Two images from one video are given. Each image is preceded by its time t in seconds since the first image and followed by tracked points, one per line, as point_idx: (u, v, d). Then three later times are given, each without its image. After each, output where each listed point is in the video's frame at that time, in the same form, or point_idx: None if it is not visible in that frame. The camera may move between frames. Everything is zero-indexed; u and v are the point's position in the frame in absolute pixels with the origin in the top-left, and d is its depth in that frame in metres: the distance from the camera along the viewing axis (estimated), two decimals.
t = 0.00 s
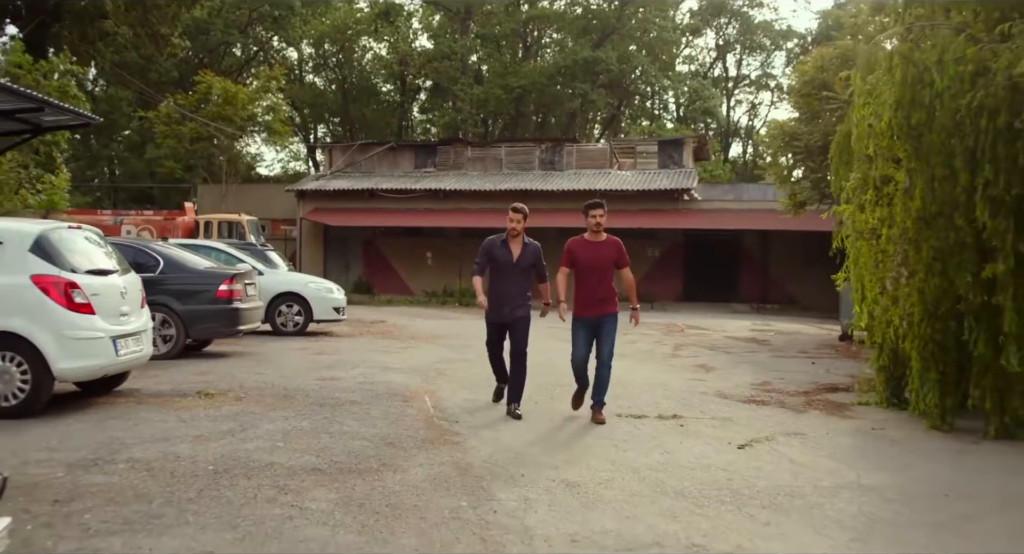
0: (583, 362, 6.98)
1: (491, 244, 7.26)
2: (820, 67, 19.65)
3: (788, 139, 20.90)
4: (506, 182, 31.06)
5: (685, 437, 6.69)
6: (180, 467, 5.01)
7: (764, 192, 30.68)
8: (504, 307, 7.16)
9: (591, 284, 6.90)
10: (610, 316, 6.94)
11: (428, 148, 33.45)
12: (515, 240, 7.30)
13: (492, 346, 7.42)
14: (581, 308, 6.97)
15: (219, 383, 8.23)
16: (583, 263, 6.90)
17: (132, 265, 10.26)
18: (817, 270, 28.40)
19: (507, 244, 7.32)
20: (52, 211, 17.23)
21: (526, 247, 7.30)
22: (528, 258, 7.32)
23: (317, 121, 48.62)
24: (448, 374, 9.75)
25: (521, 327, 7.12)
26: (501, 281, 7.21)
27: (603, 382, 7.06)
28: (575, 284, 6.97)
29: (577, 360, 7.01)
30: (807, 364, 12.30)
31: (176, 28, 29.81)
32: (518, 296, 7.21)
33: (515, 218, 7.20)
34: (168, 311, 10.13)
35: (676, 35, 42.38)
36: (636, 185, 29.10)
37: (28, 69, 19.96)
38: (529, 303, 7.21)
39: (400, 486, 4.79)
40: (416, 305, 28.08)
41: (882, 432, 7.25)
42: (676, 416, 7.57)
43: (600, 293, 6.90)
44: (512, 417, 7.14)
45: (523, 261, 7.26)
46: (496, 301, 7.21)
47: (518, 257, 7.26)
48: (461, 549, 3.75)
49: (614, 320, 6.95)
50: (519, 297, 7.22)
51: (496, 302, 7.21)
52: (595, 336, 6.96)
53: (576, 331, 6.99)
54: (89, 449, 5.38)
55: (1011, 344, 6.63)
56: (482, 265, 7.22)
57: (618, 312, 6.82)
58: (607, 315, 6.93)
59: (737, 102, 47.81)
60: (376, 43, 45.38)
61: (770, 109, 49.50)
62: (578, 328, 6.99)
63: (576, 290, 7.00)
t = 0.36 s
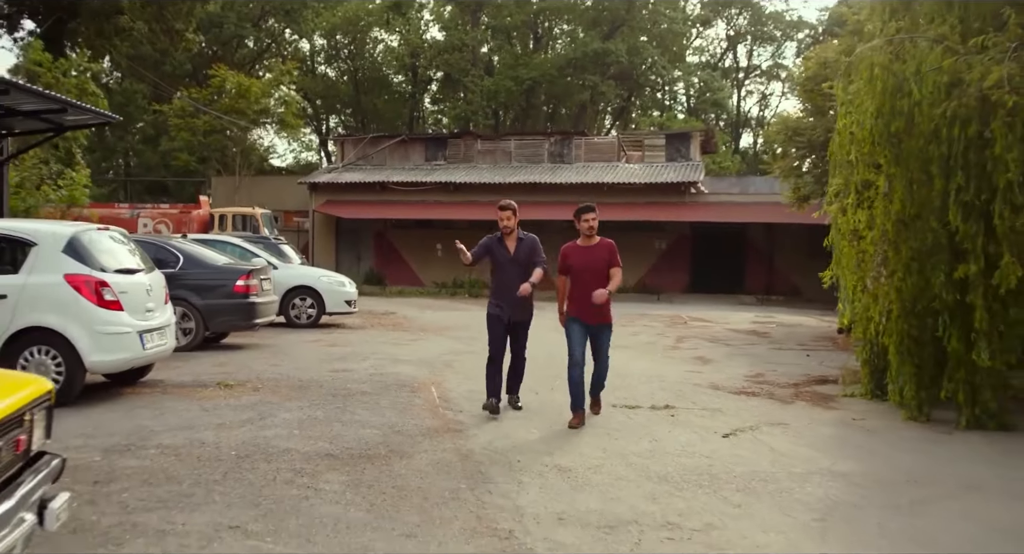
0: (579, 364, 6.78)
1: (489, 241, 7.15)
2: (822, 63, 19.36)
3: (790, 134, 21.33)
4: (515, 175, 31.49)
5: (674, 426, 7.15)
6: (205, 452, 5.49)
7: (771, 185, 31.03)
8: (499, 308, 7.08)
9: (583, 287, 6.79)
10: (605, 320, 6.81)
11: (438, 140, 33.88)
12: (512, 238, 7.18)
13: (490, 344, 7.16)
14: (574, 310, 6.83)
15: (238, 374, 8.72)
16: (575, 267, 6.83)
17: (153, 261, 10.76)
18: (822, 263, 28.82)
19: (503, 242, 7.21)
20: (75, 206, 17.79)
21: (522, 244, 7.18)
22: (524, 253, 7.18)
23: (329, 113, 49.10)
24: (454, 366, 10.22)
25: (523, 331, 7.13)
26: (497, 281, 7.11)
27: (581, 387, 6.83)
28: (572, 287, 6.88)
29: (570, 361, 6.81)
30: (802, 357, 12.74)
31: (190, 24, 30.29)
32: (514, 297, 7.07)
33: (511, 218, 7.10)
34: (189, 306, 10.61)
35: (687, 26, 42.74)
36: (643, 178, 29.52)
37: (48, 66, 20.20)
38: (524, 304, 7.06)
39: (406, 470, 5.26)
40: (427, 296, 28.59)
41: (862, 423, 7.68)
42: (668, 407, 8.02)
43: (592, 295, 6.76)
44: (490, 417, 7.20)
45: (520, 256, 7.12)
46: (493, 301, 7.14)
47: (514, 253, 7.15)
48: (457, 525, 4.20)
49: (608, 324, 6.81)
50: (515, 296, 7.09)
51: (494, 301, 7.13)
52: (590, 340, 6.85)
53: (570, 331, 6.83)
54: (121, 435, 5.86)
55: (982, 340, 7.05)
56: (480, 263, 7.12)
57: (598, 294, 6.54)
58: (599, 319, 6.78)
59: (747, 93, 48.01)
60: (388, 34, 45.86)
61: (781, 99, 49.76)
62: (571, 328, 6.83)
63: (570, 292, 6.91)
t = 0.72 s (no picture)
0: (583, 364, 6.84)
1: (482, 234, 7.01)
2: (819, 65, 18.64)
3: (798, 127, 21.75)
4: (529, 167, 31.89)
5: (666, 415, 7.59)
6: (227, 437, 5.96)
7: (782, 177, 31.41)
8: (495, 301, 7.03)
9: (579, 285, 6.83)
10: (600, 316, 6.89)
11: (453, 133, 34.31)
12: (507, 229, 7.07)
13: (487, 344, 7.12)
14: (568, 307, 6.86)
15: (257, 364, 9.22)
16: (571, 265, 6.84)
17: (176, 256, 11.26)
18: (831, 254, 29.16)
19: (499, 234, 7.08)
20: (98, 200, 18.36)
21: (518, 237, 7.07)
22: (520, 246, 7.08)
23: (346, 103, 49.52)
24: (463, 357, 10.68)
25: (518, 322, 7.08)
26: (493, 276, 7.02)
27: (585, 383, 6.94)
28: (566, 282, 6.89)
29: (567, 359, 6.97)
30: (801, 348, 13.14)
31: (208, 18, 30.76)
32: (509, 290, 7.03)
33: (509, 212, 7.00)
34: (210, 299, 11.11)
35: (701, 16, 42.97)
36: (654, 170, 29.88)
37: (71, 64, 20.75)
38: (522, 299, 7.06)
39: (412, 454, 5.73)
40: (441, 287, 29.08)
41: (846, 412, 8.11)
42: (663, 397, 8.46)
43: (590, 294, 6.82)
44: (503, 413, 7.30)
45: (515, 250, 7.03)
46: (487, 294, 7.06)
47: (510, 246, 7.03)
48: (456, 502, 4.67)
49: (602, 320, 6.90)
50: (509, 290, 7.04)
51: (487, 295, 7.06)
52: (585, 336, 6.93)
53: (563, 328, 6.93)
54: (150, 421, 6.35)
55: (958, 333, 7.45)
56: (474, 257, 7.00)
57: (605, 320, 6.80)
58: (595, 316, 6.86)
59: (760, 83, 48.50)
60: (404, 25, 46.25)
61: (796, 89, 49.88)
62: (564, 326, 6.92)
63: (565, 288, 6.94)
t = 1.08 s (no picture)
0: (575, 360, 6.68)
1: (479, 238, 6.93)
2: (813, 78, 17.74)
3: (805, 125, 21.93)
4: (542, 160, 32.27)
5: (658, 404, 8.03)
6: (245, 422, 6.46)
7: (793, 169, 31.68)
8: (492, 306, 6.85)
9: (575, 282, 6.72)
10: (597, 314, 6.76)
11: (468, 125, 34.76)
12: (507, 234, 6.99)
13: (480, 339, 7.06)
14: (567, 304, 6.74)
15: (273, 354, 9.71)
16: (567, 260, 6.77)
17: (196, 250, 11.77)
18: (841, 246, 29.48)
19: (497, 237, 7.00)
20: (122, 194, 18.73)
21: (516, 242, 6.97)
22: (518, 253, 6.96)
23: (364, 94, 50.09)
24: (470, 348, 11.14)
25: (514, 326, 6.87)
26: (490, 278, 6.87)
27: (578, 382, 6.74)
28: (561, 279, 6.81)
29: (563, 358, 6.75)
30: (800, 339, 13.54)
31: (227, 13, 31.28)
32: (505, 291, 6.87)
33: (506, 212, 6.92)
34: (229, 292, 11.61)
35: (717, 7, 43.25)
36: (666, 162, 30.27)
37: (93, 60, 21.28)
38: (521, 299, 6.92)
39: (415, 438, 6.19)
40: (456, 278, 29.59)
41: (832, 402, 8.52)
42: (658, 386, 8.89)
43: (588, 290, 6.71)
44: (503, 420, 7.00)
45: (513, 253, 6.91)
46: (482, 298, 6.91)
47: (508, 251, 6.93)
48: (451, 482, 5.13)
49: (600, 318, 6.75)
50: (506, 292, 6.89)
51: (483, 298, 6.90)
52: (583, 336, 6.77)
53: (562, 325, 6.75)
54: (173, 408, 6.85)
55: (935, 328, 7.86)
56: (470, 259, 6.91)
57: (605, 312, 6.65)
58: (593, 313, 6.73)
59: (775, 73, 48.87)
60: (420, 16, 46.72)
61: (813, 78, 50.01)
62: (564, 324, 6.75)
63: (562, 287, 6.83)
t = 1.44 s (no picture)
0: (562, 365, 6.56)
1: (465, 239, 6.92)
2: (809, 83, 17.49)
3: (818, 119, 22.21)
4: (560, 152, 32.68)
5: (655, 393, 8.45)
6: (264, 407, 6.94)
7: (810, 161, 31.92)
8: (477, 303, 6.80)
9: (563, 282, 6.64)
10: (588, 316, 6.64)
11: (488, 117, 35.09)
12: (490, 232, 6.91)
13: (465, 341, 6.79)
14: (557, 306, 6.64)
15: (293, 344, 10.21)
16: (558, 262, 6.68)
17: (220, 244, 12.27)
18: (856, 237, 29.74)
19: (482, 238, 6.93)
20: (149, 187, 19.28)
21: (500, 240, 6.88)
22: (503, 249, 6.86)
23: (387, 85, 50.68)
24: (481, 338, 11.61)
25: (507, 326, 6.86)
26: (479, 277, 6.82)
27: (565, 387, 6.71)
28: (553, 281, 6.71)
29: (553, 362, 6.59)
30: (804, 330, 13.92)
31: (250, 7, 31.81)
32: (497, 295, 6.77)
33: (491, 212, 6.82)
34: (250, 283, 12.11)
35: None
36: (683, 154, 30.56)
37: (120, 56, 21.95)
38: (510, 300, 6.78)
39: (421, 423, 6.65)
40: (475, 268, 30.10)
41: (823, 391, 8.92)
42: (658, 375, 9.32)
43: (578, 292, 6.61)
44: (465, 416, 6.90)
45: (497, 253, 6.81)
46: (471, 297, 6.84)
47: (492, 249, 6.84)
48: (451, 463, 5.58)
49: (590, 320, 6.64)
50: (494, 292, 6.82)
51: (472, 297, 6.84)
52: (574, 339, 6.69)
53: (551, 331, 6.64)
54: (198, 393, 7.34)
55: (919, 321, 8.26)
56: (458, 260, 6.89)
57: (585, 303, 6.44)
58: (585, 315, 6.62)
59: (797, 62, 48.83)
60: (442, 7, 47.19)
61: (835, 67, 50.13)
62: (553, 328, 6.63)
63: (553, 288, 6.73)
